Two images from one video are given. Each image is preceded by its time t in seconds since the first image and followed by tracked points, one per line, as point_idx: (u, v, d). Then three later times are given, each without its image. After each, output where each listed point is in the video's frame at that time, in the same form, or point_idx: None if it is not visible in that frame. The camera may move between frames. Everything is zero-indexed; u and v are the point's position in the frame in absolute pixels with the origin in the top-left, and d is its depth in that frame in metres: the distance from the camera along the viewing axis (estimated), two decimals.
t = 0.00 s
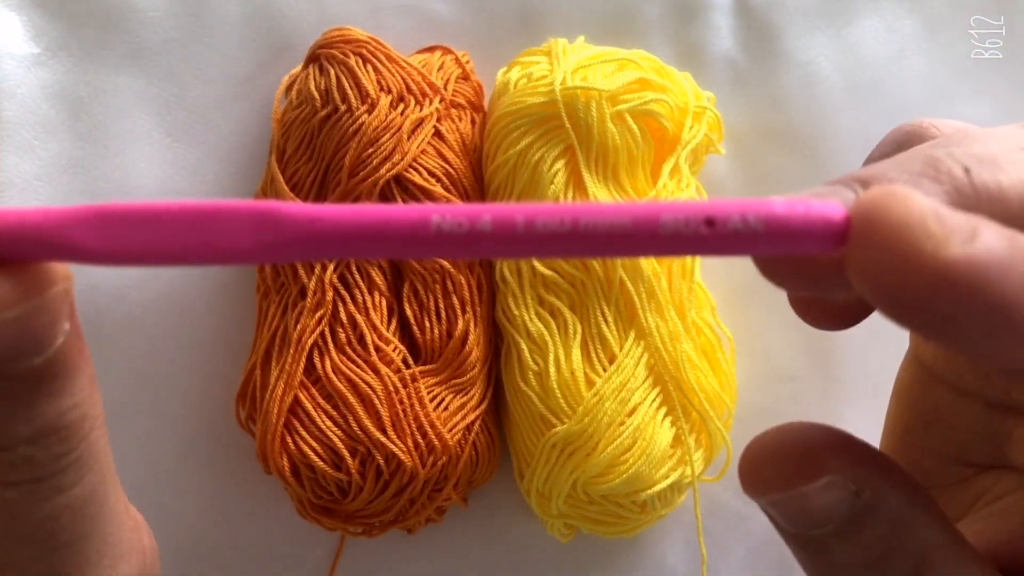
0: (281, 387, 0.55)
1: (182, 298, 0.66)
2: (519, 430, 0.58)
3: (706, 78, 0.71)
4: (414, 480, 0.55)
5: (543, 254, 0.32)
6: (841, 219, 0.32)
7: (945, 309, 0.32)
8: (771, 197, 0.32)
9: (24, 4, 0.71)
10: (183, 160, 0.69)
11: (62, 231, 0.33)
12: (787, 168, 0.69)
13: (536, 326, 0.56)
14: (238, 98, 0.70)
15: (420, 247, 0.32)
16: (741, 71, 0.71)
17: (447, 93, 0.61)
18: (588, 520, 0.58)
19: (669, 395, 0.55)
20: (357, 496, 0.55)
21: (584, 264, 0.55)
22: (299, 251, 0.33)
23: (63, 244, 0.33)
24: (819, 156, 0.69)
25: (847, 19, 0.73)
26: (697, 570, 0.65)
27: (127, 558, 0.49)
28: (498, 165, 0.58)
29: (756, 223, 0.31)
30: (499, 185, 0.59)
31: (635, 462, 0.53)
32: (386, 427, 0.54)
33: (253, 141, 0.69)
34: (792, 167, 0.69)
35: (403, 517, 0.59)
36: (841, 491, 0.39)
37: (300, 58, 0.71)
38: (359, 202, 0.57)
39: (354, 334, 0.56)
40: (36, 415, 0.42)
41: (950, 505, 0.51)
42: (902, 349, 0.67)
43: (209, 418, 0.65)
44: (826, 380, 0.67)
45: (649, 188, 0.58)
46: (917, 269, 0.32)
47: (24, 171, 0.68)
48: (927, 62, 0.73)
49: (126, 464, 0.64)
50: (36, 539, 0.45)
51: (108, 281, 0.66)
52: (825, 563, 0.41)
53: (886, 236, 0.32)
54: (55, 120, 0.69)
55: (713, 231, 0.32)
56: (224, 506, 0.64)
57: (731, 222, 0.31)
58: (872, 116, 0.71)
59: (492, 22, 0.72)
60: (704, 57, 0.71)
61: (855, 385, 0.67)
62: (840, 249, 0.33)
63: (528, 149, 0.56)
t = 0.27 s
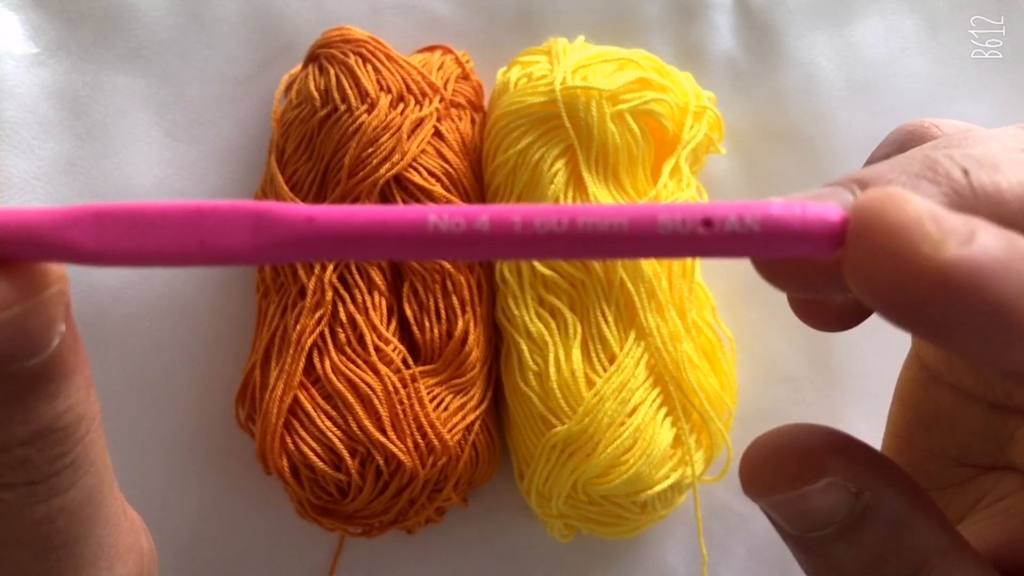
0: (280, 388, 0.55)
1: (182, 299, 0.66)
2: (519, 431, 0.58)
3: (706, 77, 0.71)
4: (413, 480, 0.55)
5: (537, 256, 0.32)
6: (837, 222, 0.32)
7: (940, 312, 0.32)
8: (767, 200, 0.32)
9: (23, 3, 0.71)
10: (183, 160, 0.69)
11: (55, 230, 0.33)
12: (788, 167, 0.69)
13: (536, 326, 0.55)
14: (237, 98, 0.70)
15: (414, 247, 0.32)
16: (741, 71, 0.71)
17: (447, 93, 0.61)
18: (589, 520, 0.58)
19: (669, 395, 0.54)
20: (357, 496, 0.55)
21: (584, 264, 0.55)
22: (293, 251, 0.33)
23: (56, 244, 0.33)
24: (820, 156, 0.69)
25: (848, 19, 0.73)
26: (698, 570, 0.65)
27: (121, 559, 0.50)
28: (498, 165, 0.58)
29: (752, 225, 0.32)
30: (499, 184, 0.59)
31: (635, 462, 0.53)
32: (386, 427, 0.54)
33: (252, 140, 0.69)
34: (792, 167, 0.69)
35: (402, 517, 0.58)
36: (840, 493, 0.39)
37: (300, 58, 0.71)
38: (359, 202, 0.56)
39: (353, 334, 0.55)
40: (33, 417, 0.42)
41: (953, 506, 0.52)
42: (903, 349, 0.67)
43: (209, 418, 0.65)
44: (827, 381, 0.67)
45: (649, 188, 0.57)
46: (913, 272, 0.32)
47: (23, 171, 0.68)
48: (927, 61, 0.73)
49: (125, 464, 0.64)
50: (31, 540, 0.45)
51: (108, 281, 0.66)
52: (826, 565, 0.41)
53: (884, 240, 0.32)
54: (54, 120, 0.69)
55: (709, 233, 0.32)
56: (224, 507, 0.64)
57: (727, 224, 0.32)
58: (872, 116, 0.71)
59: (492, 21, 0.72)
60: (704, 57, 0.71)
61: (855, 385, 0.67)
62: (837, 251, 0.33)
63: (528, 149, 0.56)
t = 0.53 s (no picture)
0: (279, 388, 0.54)
1: (180, 298, 0.65)
2: (519, 432, 0.58)
3: (707, 76, 0.70)
4: (413, 481, 0.55)
5: (524, 253, 0.35)
6: (826, 221, 0.35)
7: (925, 310, 0.34)
8: (757, 200, 0.35)
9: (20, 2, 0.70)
10: (181, 159, 0.68)
11: (54, 229, 0.35)
12: (789, 167, 0.69)
13: (536, 326, 0.55)
14: (236, 97, 0.70)
15: (403, 244, 0.35)
16: (742, 70, 0.71)
17: (447, 92, 0.60)
18: (589, 522, 0.57)
19: (670, 395, 0.54)
20: (356, 497, 0.55)
21: (584, 263, 0.55)
22: (286, 247, 0.36)
23: (54, 243, 0.35)
24: (821, 154, 0.69)
25: (848, 18, 0.73)
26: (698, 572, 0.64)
27: (116, 561, 0.49)
28: (498, 164, 0.58)
29: (742, 221, 0.34)
30: (499, 184, 0.58)
31: (636, 463, 0.53)
32: (385, 428, 0.54)
33: (251, 139, 0.69)
34: (793, 166, 0.69)
35: (402, 518, 0.58)
36: (834, 488, 0.39)
37: (299, 57, 0.71)
38: (358, 201, 0.56)
39: (352, 335, 0.55)
40: (23, 415, 0.42)
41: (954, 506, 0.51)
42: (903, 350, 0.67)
43: (207, 418, 0.64)
44: (828, 381, 0.66)
45: (650, 187, 0.57)
46: (898, 270, 0.33)
47: (21, 169, 0.67)
48: (928, 61, 0.72)
49: (123, 465, 0.64)
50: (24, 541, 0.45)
51: (106, 281, 0.65)
52: (820, 562, 0.40)
53: (870, 238, 0.33)
54: (51, 119, 0.68)
55: (700, 230, 0.35)
56: (223, 508, 0.64)
57: (717, 221, 0.34)
58: (874, 115, 0.70)
59: (492, 20, 0.71)
60: (705, 56, 0.71)
61: (856, 385, 0.67)
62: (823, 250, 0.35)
63: (528, 148, 0.56)
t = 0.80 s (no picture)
0: (278, 389, 0.54)
1: (179, 299, 0.65)
2: (519, 433, 0.57)
3: (707, 76, 0.70)
4: (412, 481, 0.55)
5: (523, 252, 0.36)
6: (823, 219, 0.36)
7: (922, 303, 0.34)
8: (754, 199, 0.36)
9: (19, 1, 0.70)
10: (180, 159, 0.68)
11: (50, 228, 0.36)
12: (789, 167, 0.68)
13: (536, 327, 0.55)
14: (235, 97, 0.69)
15: (401, 242, 0.36)
16: (743, 69, 0.70)
17: (447, 91, 0.60)
18: (590, 523, 0.57)
19: (670, 396, 0.54)
20: (356, 498, 0.55)
21: (584, 263, 0.54)
22: (285, 245, 0.36)
23: (54, 242, 0.36)
24: (822, 154, 0.69)
25: (849, 17, 0.73)
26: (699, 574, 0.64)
27: (112, 563, 0.49)
28: (498, 164, 0.57)
29: (739, 219, 0.35)
30: (499, 183, 0.58)
31: (636, 464, 0.52)
32: (384, 428, 0.53)
33: (250, 138, 0.69)
34: (794, 165, 0.68)
35: (402, 520, 0.58)
36: (837, 481, 0.39)
37: (298, 56, 0.70)
38: (357, 201, 0.56)
39: (352, 335, 0.55)
40: (19, 418, 0.42)
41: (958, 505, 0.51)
42: (905, 350, 0.67)
43: (206, 419, 0.64)
44: (830, 381, 0.66)
45: (651, 186, 0.57)
46: (892, 265, 0.34)
47: (19, 169, 0.67)
48: (929, 61, 0.72)
49: (121, 466, 0.63)
50: (19, 544, 0.45)
51: (104, 281, 0.65)
52: (820, 556, 0.40)
53: (863, 234, 0.34)
54: (50, 119, 0.68)
55: (698, 227, 0.35)
56: (221, 509, 0.63)
57: (714, 218, 0.35)
58: (875, 114, 0.70)
59: (492, 19, 0.71)
60: (706, 55, 0.70)
61: (857, 384, 0.66)
62: (819, 248, 0.36)
63: (529, 148, 0.56)
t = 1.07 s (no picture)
0: (278, 389, 0.54)
1: (178, 299, 0.65)
2: (520, 433, 0.57)
3: (707, 75, 0.70)
4: (412, 482, 0.55)
5: (521, 252, 0.36)
6: (817, 219, 0.36)
7: (915, 302, 0.34)
8: (748, 200, 0.36)
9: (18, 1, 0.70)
10: (179, 159, 0.68)
11: (48, 228, 0.36)
12: (790, 167, 0.68)
13: (536, 327, 0.55)
14: (234, 96, 0.69)
15: (399, 242, 0.36)
16: (744, 69, 0.70)
17: (447, 91, 0.60)
18: (590, 524, 0.57)
19: (671, 396, 0.54)
20: (355, 499, 0.54)
21: (585, 263, 0.54)
22: (282, 245, 0.37)
23: (52, 242, 0.36)
24: (823, 153, 0.69)
25: (850, 17, 0.72)
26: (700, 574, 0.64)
27: (109, 567, 0.49)
28: (498, 163, 0.57)
29: (734, 219, 0.36)
30: (499, 183, 0.58)
31: (636, 464, 0.52)
32: (384, 429, 0.53)
33: (250, 138, 0.69)
34: (794, 165, 0.68)
35: (402, 520, 0.57)
36: (834, 474, 0.39)
37: (297, 56, 0.70)
38: (357, 201, 0.56)
39: (351, 335, 0.55)
40: (14, 422, 0.41)
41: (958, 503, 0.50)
42: (906, 349, 0.67)
43: (205, 420, 0.64)
44: (830, 381, 0.66)
45: (652, 186, 0.57)
46: (884, 264, 0.34)
47: (19, 170, 0.67)
48: (930, 60, 0.72)
49: (121, 467, 0.63)
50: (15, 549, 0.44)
51: (103, 281, 0.65)
52: (818, 548, 0.40)
53: (855, 235, 0.34)
54: (49, 118, 0.68)
55: (694, 227, 0.36)
56: (221, 509, 0.63)
57: (710, 218, 0.36)
58: (876, 113, 0.70)
59: (492, 18, 0.71)
60: (706, 55, 0.70)
61: (859, 384, 0.66)
62: (813, 247, 0.36)
63: (529, 148, 0.55)
